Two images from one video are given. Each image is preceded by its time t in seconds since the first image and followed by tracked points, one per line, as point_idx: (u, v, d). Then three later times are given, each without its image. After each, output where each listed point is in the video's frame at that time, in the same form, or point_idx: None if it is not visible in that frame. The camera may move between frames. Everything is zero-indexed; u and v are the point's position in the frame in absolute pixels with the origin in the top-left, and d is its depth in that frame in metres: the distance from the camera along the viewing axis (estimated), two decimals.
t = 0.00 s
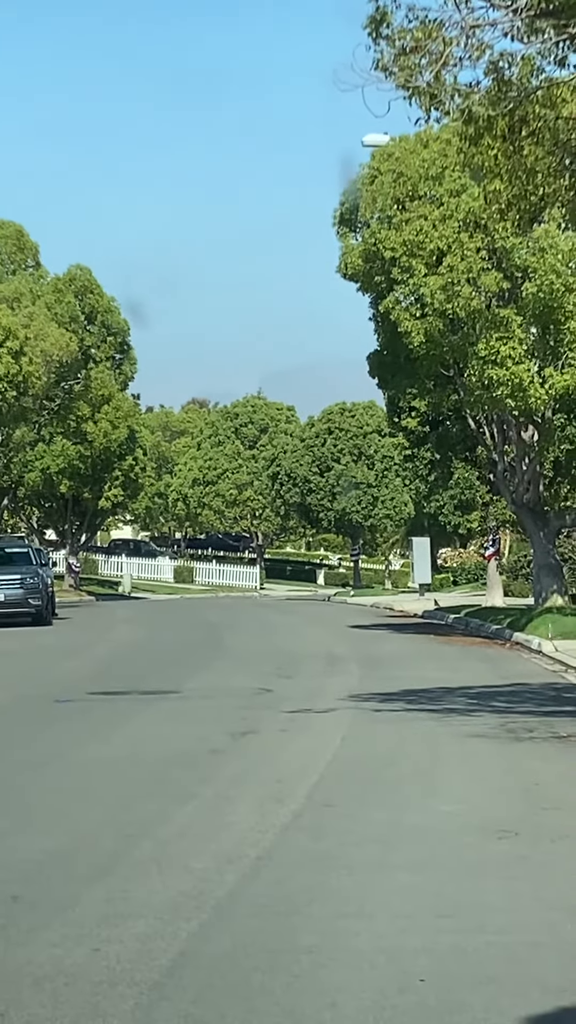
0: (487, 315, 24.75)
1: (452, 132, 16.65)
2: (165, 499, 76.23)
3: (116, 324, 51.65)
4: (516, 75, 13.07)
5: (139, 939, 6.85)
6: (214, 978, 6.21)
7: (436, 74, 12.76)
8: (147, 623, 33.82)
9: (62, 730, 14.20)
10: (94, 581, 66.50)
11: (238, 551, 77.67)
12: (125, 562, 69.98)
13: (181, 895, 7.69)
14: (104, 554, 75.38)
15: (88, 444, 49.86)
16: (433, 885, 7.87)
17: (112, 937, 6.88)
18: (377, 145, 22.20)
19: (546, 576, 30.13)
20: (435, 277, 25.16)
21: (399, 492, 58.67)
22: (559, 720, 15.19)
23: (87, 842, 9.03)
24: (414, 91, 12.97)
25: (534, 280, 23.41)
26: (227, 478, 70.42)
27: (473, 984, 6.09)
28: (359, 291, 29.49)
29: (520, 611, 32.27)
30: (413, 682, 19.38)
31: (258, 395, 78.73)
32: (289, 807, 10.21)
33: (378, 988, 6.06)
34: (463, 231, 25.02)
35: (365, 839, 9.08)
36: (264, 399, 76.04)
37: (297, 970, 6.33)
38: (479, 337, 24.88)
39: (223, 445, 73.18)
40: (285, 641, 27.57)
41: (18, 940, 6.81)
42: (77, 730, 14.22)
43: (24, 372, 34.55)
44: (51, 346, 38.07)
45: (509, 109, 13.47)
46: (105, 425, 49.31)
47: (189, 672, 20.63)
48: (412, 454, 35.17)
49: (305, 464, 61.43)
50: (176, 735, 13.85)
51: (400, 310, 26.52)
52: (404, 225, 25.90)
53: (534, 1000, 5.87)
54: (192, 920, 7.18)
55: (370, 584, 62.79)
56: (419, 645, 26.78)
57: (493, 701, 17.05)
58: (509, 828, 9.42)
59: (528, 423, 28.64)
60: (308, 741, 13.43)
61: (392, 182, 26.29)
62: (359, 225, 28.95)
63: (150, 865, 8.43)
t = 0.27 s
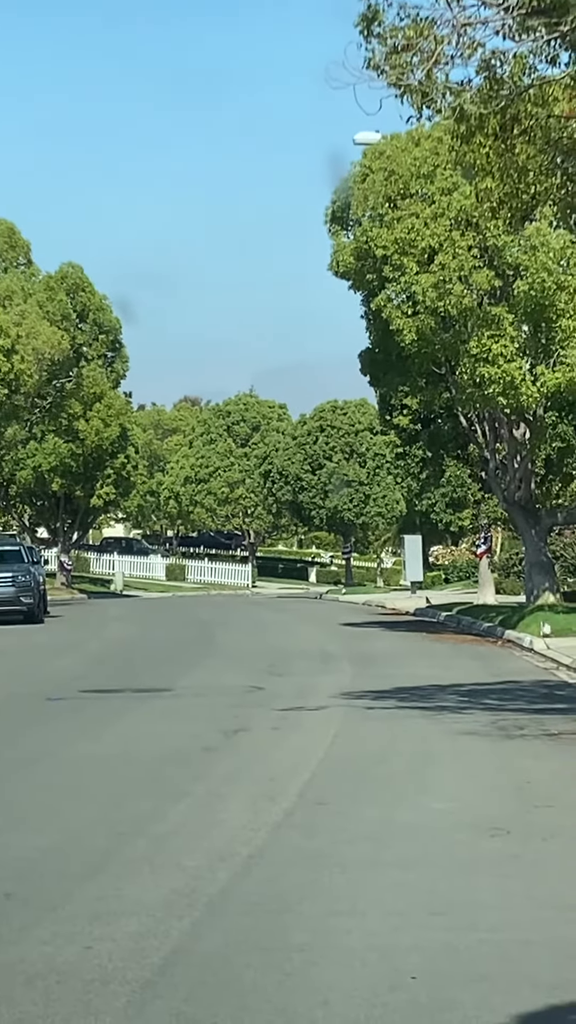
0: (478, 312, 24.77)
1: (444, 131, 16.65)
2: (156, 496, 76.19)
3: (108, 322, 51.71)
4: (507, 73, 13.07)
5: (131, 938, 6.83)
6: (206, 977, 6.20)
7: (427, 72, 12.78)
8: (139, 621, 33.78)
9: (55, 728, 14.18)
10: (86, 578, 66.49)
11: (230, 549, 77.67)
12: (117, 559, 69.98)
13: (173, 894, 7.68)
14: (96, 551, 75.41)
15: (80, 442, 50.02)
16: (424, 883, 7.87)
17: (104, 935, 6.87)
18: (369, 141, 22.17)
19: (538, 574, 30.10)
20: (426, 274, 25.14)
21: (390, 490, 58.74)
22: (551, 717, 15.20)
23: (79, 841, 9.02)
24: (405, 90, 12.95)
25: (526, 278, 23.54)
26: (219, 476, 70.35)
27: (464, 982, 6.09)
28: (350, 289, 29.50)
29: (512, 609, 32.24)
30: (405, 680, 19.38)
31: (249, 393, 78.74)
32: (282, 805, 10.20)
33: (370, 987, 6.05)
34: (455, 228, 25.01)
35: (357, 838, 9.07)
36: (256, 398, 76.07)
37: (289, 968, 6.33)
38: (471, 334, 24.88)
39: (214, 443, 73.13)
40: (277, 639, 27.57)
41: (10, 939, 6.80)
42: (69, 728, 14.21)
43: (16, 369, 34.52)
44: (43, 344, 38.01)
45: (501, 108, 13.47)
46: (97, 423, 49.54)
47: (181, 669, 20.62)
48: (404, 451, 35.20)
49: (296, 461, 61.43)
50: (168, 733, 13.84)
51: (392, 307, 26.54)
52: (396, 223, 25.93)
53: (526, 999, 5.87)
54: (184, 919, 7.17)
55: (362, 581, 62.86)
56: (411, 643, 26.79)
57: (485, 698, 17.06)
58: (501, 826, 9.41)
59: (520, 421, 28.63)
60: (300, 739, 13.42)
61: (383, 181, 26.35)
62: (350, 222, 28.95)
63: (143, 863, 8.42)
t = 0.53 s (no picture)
0: (467, 311, 24.89)
1: (433, 132, 16.66)
2: (146, 495, 76.12)
3: (97, 321, 51.72)
4: (496, 73, 13.14)
5: (121, 937, 6.84)
6: (195, 977, 6.20)
7: (416, 71, 12.81)
8: (128, 620, 33.76)
9: (44, 727, 14.17)
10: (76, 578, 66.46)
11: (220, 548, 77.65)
12: (107, 559, 69.96)
13: (162, 894, 7.68)
14: (86, 551, 75.37)
15: (69, 440, 50.00)
16: (413, 882, 7.88)
17: (94, 935, 6.88)
18: (358, 140, 22.18)
19: (527, 573, 30.09)
20: (415, 273, 25.19)
21: (380, 489, 58.80)
22: (540, 716, 15.21)
23: (68, 840, 9.01)
24: (394, 89, 12.97)
25: (515, 277, 23.70)
26: (209, 475, 70.38)
27: (453, 982, 6.10)
28: (340, 289, 29.50)
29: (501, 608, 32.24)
30: (394, 679, 19.40)
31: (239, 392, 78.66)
32: (271, 805, 10.20)
33: (359, 987, 6.05)
34: (444, 227, 25.14)
35: (346, 837, 9.07)
36: (245, 397, 75.98)
37: (279, 967, 6.34)
38: (460, 333, 24.96)
39: (204, 442, 73.07)
40: (266, 638, 27.57)
41: None
42: (58, 727, 14.19)
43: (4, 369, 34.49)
44: (32, 343, 37.96)
45: (490, 107, 13.51)
46: (86, 422, 49.54)
47: (170, 668, 20.62)
48: (393, 450, 35.29)
49: (286, 460, 61.41)
50: (158, 733, 13.82)
51: (381, 307, 26.55)
52: (385, 222, 25.99)
53: (515, 999, 5.87)
54: (173, 920, 7.16)
55: (352, 580, 62.94)
56: (401, 642, 26.83)
57: (474, 697, 17.08)
58: (489, 826, 9.43)
59: (509, 420, 28.63)
60: (290, 738, 13.43)
61: (372, 180, 26.31)
62: (340, 222, 28.97)
63: (132, 863, 8.42)
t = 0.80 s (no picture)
0: (454, 311, 24.92)
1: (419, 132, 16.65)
2: (132, 495, 76.03)
3: (83, 320, 51.74)
4: (481, 73, 13.04)
5: (107, 937, 6.82)
6: (181, 977, 6.18)
7: (402, 71, 12.82)
8: (113, 620, 33.73)
9: (30, 727, 14.13)
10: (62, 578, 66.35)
11: (206, 548, 77.59)
12: (92, 559, 69.83)
13: (149, 894, 7.65)
14: (71, 551, 75.26)
15: (55, 441, 49.79)
16: (400, 882, 7.87)
17: (80, 935, 6.85)
18: (344, 141, 22.17)
19: (513, 573, 30.09)
20: (401, 273, 25.22)
21: (366, 489, 58.85)
22: (526, 716, 15.22)
23: (54, 841, 8.98)
24: (380, 89, 13.01)
25: (500, 276, 23.89)
26: (195, 475, 70.35)
27: (440, 982, 6.09)
28: (326, 289, 29.50)
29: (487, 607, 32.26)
30: (381, 678, 19.40)
31: (224, 392, 78.55)
32: (258, 805, 10.18)
33: (345, 987, 6.03)
34: (430, 227, 25.11)
35: (332, 837, 9.06)
36: (231, 397, 75.86)
37: (266, 967, 6.32)
38: (446, 333, 24.98)
39: (190, 442, 72.97)
40: (252, 637, 27.55)
41: None
42: (45, 727, 14.16)
43: None
44: (17, 343, 37.89)
45: (476, 106, 13.44)
46: (73, 422, 49.50)
47: (156, 668, 20.59)
48: (380, 450, 35.40)
49: (272, 460, 61.40)
50: (145, 733, 13.79)
51: (367, 307, 26.46)
52: (371, 222, 25.95)
53: (500, 999, 5.86)
54: (159, 920, 7.14)
55: (338, 580, 62.94)
56: (387, 642, 26.85)
57: (460, 698, 17.08)
58: (475, 826, 9.42)
59: (495, 420, 28.62)
60: (277, 738, 13.41)
61: (358, 180, 26.26)
62: (326, 222, 28.97)
63: (118, 863, 8.39)
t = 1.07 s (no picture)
0: (438, 311, 24.84)
1: (403, 131, 16.55)
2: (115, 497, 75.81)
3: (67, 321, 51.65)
4: (466, 72, 12.77)
5: (90, 938, 6.71)
6: (165, 978, 6.06)
7: (386, 71, 12.63)
8: (96, 621, 33.63)
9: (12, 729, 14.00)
10: (45, 579, 66.08)
11: (190, 549, 77.39)
12: (76, 561, 69.58)
13: (132, 895, 7.54)
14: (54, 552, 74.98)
15: (38, 441, 49.55)
16: (384, 883, 7.77)
17: (61, 936, 6.74)
18: (327, 141, 22.07)
19: (498, 573, 30.06)
20: (385, 273, 25.10)
21: (350, 489, 58.75)
22: (511, 716, 15.16)
23: (36, 842, 8.86)
24: (363, 89, 12.78)
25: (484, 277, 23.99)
26: (178, 476, 70.20)
27: (425, 983, 5.97)
28: (310, 290, 29.42)
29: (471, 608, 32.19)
30: (365, 679, 19.32)
31: (209, 393, 78.37)
32: (242, 805, 10.07)
33: (330, 988, 5.93)
34: (414, 228, 24.99)
35: (317, 838, 8.96)
36: (215, 398, 75.64)
37: (250, 968, 6.21)
38: (430, 333, 24.94)
39: (173, 444, 72.76)
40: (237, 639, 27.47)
41: None
42: (27, 728, 14.03)
43: None
44: None
45: (460, 106, 13.09)
46: (56, 423, 49.47)
47: (140, 670, 20.46)
48: (364, 451, 35.38)
49: (256, 461, 61.26)
50: (128, 734, 13.67)
51: (350, 306, 26.36)
52: (355, 222, 25.83)
53: (487, 997, 5.76)
54: (142, 920, 7.02)
55: (321, 581, 62.85)
56: (372, 643, 26.79)
57: (445, 698, 17.02)
58: (460, 826, 9.33)
59: (479, 420, 28.56)
60: (261, 739, 13.31)
61: (342, 180, 26.14)
62: (309, 222, 28.87)
63: (101, 864, 8.28)
